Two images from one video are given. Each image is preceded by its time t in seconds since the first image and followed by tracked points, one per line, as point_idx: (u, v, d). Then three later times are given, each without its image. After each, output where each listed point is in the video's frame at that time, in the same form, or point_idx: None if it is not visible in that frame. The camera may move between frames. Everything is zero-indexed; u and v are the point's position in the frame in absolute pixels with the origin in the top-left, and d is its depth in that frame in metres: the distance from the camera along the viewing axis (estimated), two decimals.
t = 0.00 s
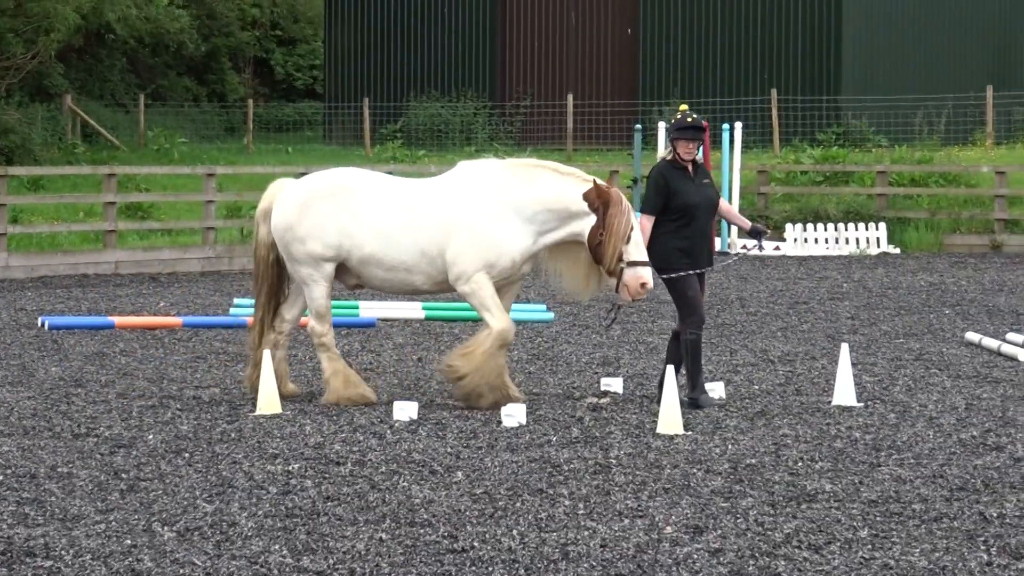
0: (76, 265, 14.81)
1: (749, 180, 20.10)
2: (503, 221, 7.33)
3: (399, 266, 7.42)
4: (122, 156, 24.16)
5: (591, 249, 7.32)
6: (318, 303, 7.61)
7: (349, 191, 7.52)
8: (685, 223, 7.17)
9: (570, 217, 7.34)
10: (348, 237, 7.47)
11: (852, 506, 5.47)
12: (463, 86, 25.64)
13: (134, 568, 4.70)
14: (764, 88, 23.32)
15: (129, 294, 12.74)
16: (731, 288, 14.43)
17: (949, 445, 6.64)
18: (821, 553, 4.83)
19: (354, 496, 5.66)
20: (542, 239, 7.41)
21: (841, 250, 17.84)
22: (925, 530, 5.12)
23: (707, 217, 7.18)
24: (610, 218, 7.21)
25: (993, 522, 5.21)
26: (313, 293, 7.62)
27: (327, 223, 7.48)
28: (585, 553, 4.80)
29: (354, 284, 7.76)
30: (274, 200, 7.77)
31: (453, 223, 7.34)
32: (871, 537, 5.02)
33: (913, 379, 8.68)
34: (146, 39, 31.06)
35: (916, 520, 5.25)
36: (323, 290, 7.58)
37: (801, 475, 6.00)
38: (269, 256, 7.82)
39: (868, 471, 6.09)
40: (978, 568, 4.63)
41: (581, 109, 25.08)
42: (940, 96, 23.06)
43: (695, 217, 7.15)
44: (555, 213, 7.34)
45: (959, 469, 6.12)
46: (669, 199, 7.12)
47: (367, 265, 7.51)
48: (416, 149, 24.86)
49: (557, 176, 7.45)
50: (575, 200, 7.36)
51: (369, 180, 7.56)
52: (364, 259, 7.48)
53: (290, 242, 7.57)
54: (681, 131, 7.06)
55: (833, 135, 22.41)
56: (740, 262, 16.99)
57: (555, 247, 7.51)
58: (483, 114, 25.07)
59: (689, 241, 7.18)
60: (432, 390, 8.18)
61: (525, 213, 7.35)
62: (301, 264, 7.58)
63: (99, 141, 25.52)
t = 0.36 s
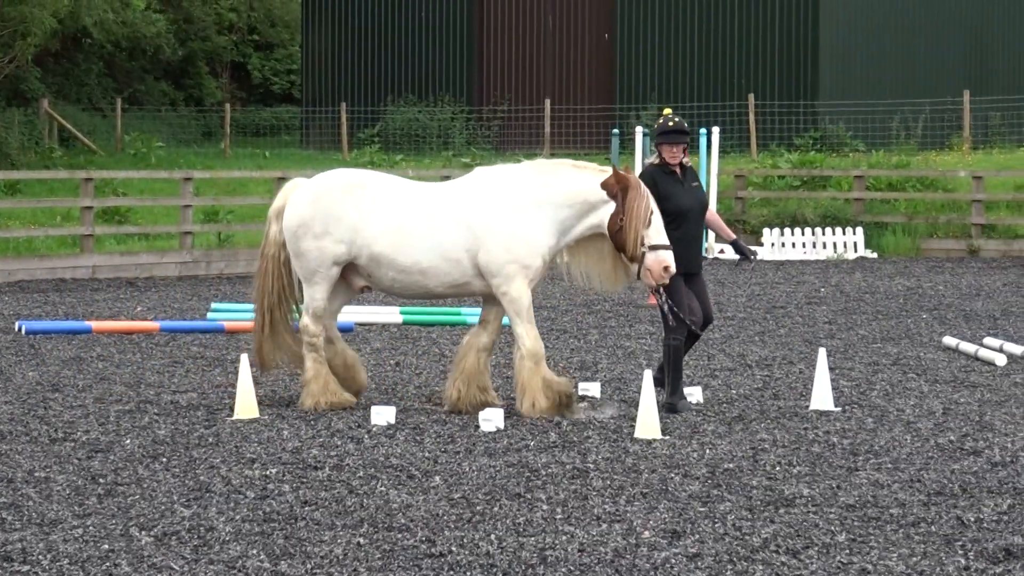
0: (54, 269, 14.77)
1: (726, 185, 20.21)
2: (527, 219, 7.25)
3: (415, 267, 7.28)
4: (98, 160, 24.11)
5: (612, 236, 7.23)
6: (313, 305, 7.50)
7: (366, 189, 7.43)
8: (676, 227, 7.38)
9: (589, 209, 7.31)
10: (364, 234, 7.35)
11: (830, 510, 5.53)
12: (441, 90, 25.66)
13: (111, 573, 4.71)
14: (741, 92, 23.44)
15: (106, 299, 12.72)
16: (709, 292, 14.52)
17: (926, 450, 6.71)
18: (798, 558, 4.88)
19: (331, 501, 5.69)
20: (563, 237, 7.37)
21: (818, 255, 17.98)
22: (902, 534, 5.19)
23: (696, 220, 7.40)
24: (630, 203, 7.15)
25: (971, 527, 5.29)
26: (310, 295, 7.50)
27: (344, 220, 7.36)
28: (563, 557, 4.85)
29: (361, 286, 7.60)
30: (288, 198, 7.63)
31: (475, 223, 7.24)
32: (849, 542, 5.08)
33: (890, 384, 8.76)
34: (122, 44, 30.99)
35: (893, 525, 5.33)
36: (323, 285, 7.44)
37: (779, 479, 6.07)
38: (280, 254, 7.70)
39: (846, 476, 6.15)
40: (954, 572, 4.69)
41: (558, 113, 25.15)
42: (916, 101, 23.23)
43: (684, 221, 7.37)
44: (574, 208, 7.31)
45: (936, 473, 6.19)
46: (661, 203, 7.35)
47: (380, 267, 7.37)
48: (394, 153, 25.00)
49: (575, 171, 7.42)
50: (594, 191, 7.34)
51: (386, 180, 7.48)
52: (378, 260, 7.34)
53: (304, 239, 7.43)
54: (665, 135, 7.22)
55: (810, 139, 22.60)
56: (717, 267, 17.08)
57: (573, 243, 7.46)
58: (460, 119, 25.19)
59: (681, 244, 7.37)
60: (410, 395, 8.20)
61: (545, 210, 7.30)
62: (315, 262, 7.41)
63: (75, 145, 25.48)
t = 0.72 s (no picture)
0: (36, 271, 14.77)
1: (710, 186, 20.30)
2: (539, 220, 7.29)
3: (426, 269, 7.29)
4: (81, 161, 24.11)
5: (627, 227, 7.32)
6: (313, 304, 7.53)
7: (378, 190, 7.41)
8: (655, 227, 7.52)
9: (601, 200, 7.38)
10: (377, 235, 7.34)
11: (812, 512, 5.59)
12: (424, 92, 25.70)
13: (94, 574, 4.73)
14: (723, 94, 23.52)
15: (89, 300, 12.73)
16: (692, 294, 14.59)
17: (909, 451, 6.78)
18: (781, 558, 4.93)
19: (314, 502, 5.72)
20: (575, 233, 7.42)
21: (801, 257, 18.08)
22: (884, 536, 5.25)
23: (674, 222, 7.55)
24: (642, 192, 7.26)
25: (953, 528, 5.35)
26: (313, 294, 7.53)
27: (357, 222, 7.34)
28: (546, 559, 4.89)
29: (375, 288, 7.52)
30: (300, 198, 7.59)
31: (488, 225, 7.27)
32: (832, 543, 5.14)
33: (873, 385, 8.84)
34: (105, 46, 30.93)
35: (875, 526, 5.39)
36: (326, 287, 7.46)
37: (762, 480, 6.12)
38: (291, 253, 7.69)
39: (829, 477, 6.21)
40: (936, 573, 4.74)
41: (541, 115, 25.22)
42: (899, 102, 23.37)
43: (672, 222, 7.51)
44: (588, 201, 7.38)
45: (918, 475, 6.26)
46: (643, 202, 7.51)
47: (392, 270, 7.36)
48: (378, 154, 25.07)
49: (585, 165, 7.50)
50: (605, 182, 7.40)
51: (397, 181, 7.47)
52: (391, 263, 7.33)
53: (315, 240, 7.38)
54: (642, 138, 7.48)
55: (793, 141, 22.75)
56: (700, 268, 17.17)
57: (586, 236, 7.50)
58: (442, 120, 25.26)
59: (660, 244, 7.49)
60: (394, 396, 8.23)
61: (558, 207, 7.36)
62: (326, 264, 7.38)
63: (58, 147, 25.46)
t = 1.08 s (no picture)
0: (26, 270, 14.78)
1: (700, 184, 20.33)
2: (544, 216, 7.28)
3: (432, 267, 7.30)
4: (70, 161, 24.07)
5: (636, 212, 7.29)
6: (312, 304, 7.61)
7: (383, 189, 7.44)
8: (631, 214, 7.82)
9: (609, 187, 7.36)
10: (382, 234, 7.36)
11: (803, 509, 5.62)
12: (413, 90, 25.69)
13: (84, 574, 4.74)
14: (712, 92, 23.53)
15: (79, 300, 12.71)
16: (682, 292, 14.62)
17: (899, 448, 6.82)
18: (771, 556, 4.96)
19: (305, 501, 5.73)
20: (583, 224, 7.39)
21: (792, 254, 18.13)
22: (876, 532, 5.28)
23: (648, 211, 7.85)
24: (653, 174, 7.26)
25: (943, 525, 5.39)
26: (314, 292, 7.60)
27: (361, 221, 7.38)
28: (536, 556, 4.92)
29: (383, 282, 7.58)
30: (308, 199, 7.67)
31: (492, 222, 7.27)
32: (822, 540, 5.17)
33: (863, 382, 8.87)
34: (94, 44, 30.87)
35: (866, 523, 5.42)
36: (329, 285, 7.52)
37: (752, 478, 6.15)
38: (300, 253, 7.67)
39: (819, 474, 6.25)
40: (928, 570, 4.77)
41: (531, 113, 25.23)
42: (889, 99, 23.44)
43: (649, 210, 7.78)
44: (596, 193, 7.36)
45: (909, 472, 6.30)
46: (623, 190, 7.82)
47: (399, 268, 7.38)
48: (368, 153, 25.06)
49: (592, 156, 7.48)
50: (613, 170, 7.40)
51: (402, 179, 7.49)
52: (398, 261, 7.35)
53: (320, 241, 7.46)
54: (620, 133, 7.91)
55: (783, 139, 22.82)
56: (690, 266, 17.20)
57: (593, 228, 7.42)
58: (432, 119, 25.24)
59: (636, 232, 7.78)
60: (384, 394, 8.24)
61: (565, 203, 7.35)
62: (331, 264, 7.44)
63: (47, 146, 25.42)
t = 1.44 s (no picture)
0: (20, 264, 14.82)
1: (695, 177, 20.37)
2: (557, 210, 7.31)
3: (447, 263, 7.27)
4: (64, 154, 24.08)
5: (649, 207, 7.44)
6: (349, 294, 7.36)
7: (392, 186, 7.34)
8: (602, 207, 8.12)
9: (624, 182, 7.43)
10: (395, 231, 7.28)
11: (797, 502, 5.64)
12: (407, 85, 25.69)
13: (78, 567, 4.75)
14: (705, 85, 23.57)
15: (73, 293, 12.72)
16: (676, 285, 14.65)
17: (894, 441, 6.84)
18: (765, 549, 4.99)
19: (299, 494, 5.75)
20: (596, 217, 7.44)
21: (785, 247, 18.18)
22: (870, 526, 5.30)
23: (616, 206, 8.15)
24: (667, 172, 7.41)
25: (937, 518, 5.41)
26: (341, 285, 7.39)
27: (372, 218, 7.28)
28: (530, 550, 4.94)
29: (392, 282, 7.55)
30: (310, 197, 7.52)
31: (507, 217, 7.25)
32: (816, 533, 5.19)
33: (857, 376, 8.91)
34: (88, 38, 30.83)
35: (860, 516, 5.44)
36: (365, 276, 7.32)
37: (746, 471, 6.17)
38: (299, 256, 7.59)
39: (813, 467, 6.27)
40: (922, 563, 4.80)
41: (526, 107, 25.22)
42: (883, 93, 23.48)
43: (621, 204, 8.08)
44: (611, 187, 7.43)
45: (902, 465, 6.32)
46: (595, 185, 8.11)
47: (411, 265, 7.34)
48: (362, 147, 25.07)
49: (603, 150, 7.55)
50: (628, 165, 7.47)
51: (412, 174, 7.41)
52: (411, 258, 7.30)
53: (330, 239, 7.32)
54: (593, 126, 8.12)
55: (776, 132, 22.87)
56: (684, 260, 17.24)
57: (603, 223, 7.49)
58: (426, 112, 25.21)
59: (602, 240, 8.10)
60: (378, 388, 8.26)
61: (578, 197, 7.38)
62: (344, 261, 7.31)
63: (41, 140, 25.43)
